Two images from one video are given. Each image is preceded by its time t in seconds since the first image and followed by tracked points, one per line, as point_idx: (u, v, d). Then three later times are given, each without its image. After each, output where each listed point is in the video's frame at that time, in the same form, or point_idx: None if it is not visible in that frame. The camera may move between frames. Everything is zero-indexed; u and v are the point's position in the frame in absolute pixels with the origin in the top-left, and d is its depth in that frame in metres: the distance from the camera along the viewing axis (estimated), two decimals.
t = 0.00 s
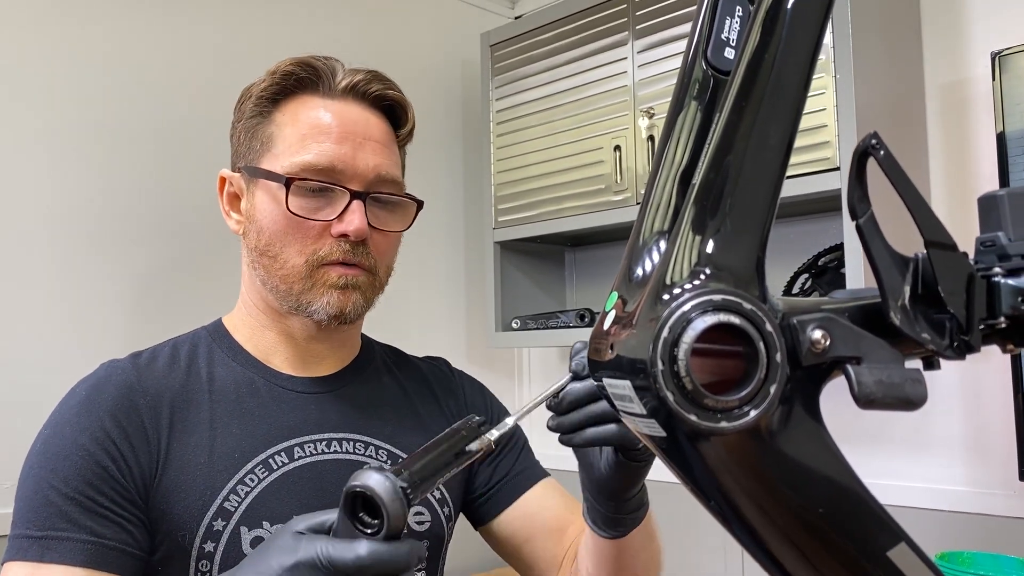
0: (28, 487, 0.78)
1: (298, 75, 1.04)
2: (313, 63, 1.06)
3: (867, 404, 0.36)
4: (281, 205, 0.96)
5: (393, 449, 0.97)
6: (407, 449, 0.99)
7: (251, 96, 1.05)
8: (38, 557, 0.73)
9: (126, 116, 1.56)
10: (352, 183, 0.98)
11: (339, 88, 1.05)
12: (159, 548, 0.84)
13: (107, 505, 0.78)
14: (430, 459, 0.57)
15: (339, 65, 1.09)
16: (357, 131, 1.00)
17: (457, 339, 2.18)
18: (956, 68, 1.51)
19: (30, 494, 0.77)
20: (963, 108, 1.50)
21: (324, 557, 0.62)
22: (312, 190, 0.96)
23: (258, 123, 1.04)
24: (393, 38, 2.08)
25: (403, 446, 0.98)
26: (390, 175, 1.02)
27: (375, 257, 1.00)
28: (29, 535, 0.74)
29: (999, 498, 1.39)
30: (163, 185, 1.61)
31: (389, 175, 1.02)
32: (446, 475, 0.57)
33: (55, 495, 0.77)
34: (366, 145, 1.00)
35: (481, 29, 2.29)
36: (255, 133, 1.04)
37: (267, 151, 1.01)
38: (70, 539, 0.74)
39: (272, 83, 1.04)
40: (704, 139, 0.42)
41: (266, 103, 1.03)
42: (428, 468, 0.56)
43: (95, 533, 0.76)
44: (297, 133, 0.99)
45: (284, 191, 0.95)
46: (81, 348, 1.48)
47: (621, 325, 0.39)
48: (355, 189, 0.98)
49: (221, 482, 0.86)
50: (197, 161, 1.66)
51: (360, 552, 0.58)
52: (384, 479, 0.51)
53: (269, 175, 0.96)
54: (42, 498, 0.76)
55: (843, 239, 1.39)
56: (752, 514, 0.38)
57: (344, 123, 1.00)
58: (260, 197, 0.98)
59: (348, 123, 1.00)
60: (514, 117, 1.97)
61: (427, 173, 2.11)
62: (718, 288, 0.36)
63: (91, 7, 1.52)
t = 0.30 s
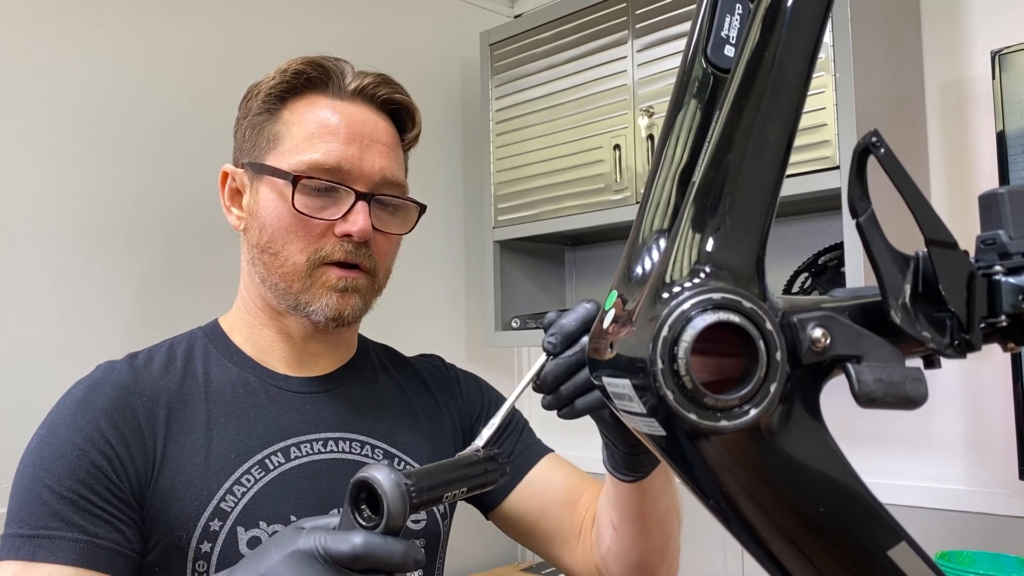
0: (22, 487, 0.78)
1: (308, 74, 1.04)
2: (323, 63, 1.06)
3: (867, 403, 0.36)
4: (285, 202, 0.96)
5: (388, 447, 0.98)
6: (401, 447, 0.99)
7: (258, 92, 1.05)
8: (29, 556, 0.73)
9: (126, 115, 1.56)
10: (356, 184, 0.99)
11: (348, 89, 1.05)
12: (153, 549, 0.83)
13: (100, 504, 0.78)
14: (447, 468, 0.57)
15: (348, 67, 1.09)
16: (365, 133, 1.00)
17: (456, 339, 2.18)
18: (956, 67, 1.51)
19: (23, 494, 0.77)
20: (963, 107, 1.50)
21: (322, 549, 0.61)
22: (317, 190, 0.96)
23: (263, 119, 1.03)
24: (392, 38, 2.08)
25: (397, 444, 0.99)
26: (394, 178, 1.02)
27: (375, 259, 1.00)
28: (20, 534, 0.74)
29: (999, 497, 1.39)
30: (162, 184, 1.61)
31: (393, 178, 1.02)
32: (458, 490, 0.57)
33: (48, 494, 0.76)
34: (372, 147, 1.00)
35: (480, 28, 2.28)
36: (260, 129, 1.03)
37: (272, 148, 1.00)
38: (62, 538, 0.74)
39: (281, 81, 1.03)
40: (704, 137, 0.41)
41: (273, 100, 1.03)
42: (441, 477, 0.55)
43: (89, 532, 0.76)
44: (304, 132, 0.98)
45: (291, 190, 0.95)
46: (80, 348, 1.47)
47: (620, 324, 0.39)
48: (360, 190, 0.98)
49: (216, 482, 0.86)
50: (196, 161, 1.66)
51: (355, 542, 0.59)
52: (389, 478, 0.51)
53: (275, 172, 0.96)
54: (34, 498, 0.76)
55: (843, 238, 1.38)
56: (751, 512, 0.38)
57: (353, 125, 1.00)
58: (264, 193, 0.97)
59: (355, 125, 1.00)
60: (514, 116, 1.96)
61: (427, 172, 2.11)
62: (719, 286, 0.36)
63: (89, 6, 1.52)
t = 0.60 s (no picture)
0: (18, 497, 0.77)
1: (372, 87, 1.04)
2: (384, 76, 1.07)
3: (865, 400, 0.36)
4: (355, 212, 0.97)
5: (390, 445, 0.98)
6: (402, 444, 0.99)
7: (313, 91, 1.02)
8: (28, 567, 0.73)
9: (125, 114, 1.55)
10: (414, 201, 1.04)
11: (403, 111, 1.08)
12: (157, 552, 0.84)
13: (101, 513, 0.78)
14: (450, 502, 0.48)
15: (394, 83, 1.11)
16: (421, 154, 1.05)
17: (455, 337, 2.17)
18: (956, 65, 1.51)
19: (19, 504, 0.76)
20: (963, 104, 1.49)
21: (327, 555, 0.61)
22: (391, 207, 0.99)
23: (320, 120, 1.01)
24: (390, 36, 2.08)
25: (397, 441, 0.99)
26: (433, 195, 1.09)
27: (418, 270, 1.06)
28: (19, 544, 0.74)
29: (999, 495, 1.39)
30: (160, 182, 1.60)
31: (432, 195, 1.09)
32: (460, 525, 0.48)
33: (45, 505, 0.76)
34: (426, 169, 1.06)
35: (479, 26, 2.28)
36: (317, 131, 1.01)
37: (339, 154, 1.00)
38: (59, 549, 0.74)
39: (346, 90, 1.02)
40: (700, 134, 0.41)
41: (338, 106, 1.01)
42: (439, 515, 0.47)
43: (88, 542, 0.76)
44: (376, 147, 1.01)
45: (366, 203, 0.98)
46: (78, 347, 1.47)
47: (617, 320, 0.39)
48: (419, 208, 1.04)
49: (218, 483, 0.85)
50: (194, 159, 1.65)
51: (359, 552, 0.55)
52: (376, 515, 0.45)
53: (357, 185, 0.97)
54: (32, 507, 0.76)
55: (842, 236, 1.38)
56: (749, 511, 0.37)
57: (413, 147, 1.04)
58: (334, 202, 0.97)
59: (414, 146, 1.05)
60: (513, 114, 1.96)
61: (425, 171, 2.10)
62: (716, 283, 0.36)
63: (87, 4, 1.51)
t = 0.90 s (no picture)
0: (28, 501, 0.75)
1: (416, 93, 1.05)
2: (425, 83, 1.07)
3: (866, 398, 0.35)
4: (395, 215, 0.98)
5: (408, 447, 0.97)
6: (420, 447, 0.98)
7: (358, 91, 1.02)
8: (33, 568, 0.72)
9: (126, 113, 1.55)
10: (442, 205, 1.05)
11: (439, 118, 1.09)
12: (170, 556, 0.82)
13: (110, 520, 0.76)
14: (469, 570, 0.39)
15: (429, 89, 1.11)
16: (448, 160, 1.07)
17: (454, 335, 2.17)
18: (955, 63, 1.51)
19: (29, 508, 0.74)
20: (962, 102, 1.49)
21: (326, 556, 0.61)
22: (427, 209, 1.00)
23: (364, 120, 1.00)
24: (390, 34, 2.07)
25: (415, 443, 0.98)
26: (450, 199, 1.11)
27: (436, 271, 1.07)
28: (26, 543, 0.73)
29: (999, 493, 1.39)
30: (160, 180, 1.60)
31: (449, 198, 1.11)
32: None
33: (59, 509, 0.74)
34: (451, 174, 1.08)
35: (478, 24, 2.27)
36: (360, 131, 1.00)
37: (380, 156, 1.00)
38: (65, 556, 0.73)
39: (388, 93, 1.02)
40: (700, 132, 0.41)
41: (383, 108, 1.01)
42: None
43: (93, 550, 0.74)
44: (415, 152, 1.01)
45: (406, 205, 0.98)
46: (77, 344, 1.46)
47: (616, 316, 0.39)
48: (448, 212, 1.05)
49: (243, 484, 0.84)
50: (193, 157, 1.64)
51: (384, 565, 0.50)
52: None
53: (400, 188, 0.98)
54: (44, 512, 0.74)
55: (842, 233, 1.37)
56: (751, 510, 0.37)
57: (443, 152, 1.06)
58: (374, 204, 0.98)
59: (445, 153, 1.06)
60: (513, 113, 1.96)
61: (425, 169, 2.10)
62: (716, 280, 0.36)
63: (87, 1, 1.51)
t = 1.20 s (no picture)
0: (46, 500, 0.76)
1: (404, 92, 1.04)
2: (411, 79, 1.06)
3: (863, 398, 0.35)
4: (390, 213, 0.98)
5: (409, 441, 0.96)
6: (421, 440, 0.97)
7: (343, 91, 1.01)
8: (56, 567, 0.72)
9: (126, 112, 1.54)
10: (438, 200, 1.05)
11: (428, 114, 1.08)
12: (185, 549, 0.82)
13: (127, 515, 0.77)
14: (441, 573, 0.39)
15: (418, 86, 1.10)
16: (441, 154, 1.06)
17: (453, 332, 2.17)
18: (955, 60, 1.50)
19: (47, 507, 0.75)
20: (962, 99, 1.49)
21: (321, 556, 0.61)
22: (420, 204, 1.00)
23: (351, 121, 1.00)
24: (389, 31, 2.07)
25: (417, 438, 0.97)
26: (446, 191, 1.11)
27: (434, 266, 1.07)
28: (47, 542, 0.73)
29: (998, 491, 1.39)
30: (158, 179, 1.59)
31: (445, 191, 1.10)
32: None
33: (77, 506, 0.75)
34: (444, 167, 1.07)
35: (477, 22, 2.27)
36: (349, 131, 1.00)
37: (368, 155, 0.99)
38: (88, 552, 0.73)
39: (376, 92, 1.02)
40: (697, 130, 0.41)
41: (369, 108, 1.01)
42: None
43: (113, 545, 0.75)
44: (406, 148, 1.01)
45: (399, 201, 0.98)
46: (76, 343, 1.46)
47: (613, 316, 0.39)
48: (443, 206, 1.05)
49: (246, 479, 0.84)
50: (193, 155, 1.64)
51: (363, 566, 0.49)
52: None
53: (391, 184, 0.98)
54: (63, 509, 0.75)
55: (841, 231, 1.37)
56: (750, 511, 0.37)
57: (434, 146, 1.05)
58: (368, 202, 0.98)
59: (437, 146, 1.05)
60: (513, 110, 1.96)
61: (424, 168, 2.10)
62: (713, 279, 0.35)
63: None
